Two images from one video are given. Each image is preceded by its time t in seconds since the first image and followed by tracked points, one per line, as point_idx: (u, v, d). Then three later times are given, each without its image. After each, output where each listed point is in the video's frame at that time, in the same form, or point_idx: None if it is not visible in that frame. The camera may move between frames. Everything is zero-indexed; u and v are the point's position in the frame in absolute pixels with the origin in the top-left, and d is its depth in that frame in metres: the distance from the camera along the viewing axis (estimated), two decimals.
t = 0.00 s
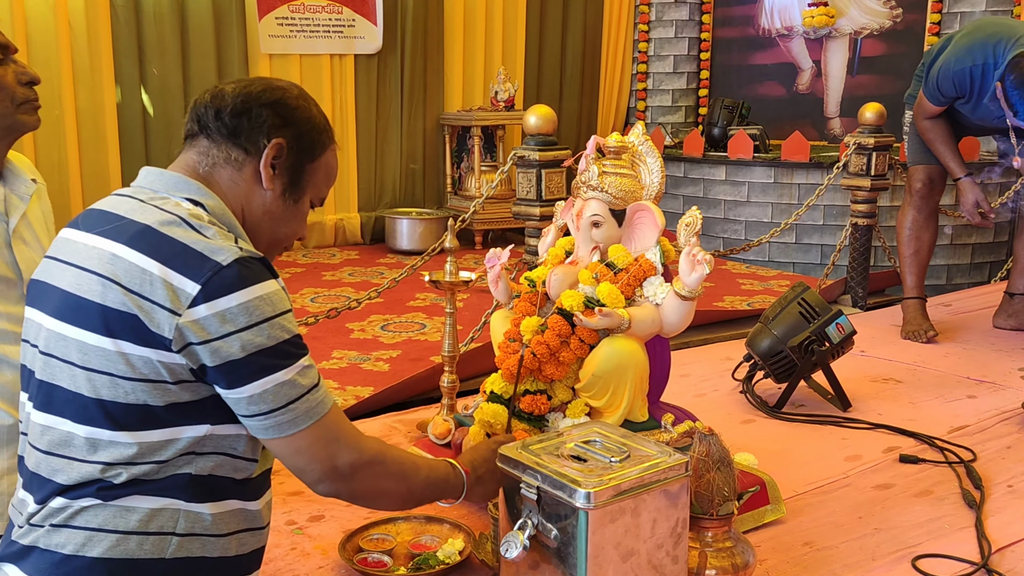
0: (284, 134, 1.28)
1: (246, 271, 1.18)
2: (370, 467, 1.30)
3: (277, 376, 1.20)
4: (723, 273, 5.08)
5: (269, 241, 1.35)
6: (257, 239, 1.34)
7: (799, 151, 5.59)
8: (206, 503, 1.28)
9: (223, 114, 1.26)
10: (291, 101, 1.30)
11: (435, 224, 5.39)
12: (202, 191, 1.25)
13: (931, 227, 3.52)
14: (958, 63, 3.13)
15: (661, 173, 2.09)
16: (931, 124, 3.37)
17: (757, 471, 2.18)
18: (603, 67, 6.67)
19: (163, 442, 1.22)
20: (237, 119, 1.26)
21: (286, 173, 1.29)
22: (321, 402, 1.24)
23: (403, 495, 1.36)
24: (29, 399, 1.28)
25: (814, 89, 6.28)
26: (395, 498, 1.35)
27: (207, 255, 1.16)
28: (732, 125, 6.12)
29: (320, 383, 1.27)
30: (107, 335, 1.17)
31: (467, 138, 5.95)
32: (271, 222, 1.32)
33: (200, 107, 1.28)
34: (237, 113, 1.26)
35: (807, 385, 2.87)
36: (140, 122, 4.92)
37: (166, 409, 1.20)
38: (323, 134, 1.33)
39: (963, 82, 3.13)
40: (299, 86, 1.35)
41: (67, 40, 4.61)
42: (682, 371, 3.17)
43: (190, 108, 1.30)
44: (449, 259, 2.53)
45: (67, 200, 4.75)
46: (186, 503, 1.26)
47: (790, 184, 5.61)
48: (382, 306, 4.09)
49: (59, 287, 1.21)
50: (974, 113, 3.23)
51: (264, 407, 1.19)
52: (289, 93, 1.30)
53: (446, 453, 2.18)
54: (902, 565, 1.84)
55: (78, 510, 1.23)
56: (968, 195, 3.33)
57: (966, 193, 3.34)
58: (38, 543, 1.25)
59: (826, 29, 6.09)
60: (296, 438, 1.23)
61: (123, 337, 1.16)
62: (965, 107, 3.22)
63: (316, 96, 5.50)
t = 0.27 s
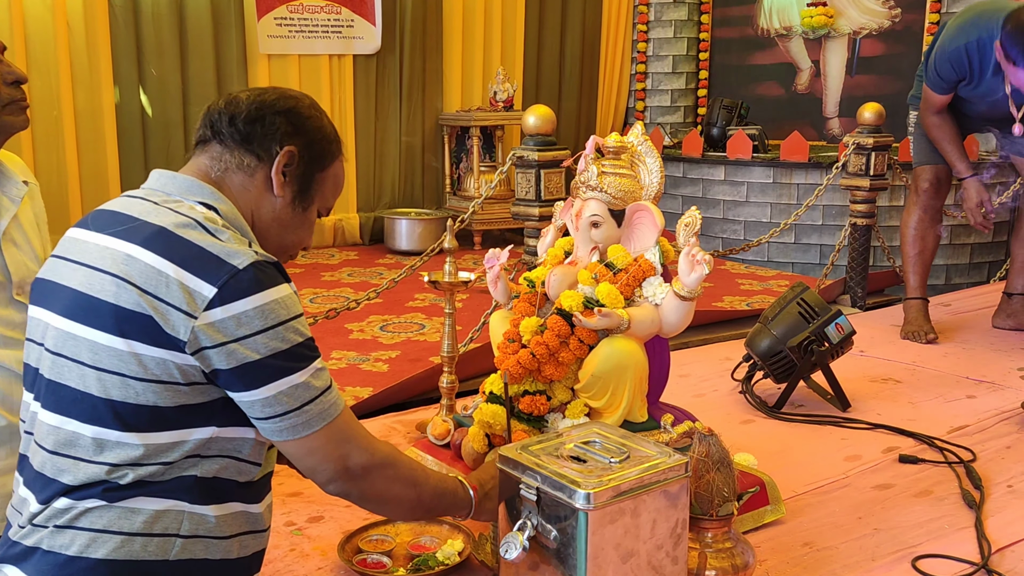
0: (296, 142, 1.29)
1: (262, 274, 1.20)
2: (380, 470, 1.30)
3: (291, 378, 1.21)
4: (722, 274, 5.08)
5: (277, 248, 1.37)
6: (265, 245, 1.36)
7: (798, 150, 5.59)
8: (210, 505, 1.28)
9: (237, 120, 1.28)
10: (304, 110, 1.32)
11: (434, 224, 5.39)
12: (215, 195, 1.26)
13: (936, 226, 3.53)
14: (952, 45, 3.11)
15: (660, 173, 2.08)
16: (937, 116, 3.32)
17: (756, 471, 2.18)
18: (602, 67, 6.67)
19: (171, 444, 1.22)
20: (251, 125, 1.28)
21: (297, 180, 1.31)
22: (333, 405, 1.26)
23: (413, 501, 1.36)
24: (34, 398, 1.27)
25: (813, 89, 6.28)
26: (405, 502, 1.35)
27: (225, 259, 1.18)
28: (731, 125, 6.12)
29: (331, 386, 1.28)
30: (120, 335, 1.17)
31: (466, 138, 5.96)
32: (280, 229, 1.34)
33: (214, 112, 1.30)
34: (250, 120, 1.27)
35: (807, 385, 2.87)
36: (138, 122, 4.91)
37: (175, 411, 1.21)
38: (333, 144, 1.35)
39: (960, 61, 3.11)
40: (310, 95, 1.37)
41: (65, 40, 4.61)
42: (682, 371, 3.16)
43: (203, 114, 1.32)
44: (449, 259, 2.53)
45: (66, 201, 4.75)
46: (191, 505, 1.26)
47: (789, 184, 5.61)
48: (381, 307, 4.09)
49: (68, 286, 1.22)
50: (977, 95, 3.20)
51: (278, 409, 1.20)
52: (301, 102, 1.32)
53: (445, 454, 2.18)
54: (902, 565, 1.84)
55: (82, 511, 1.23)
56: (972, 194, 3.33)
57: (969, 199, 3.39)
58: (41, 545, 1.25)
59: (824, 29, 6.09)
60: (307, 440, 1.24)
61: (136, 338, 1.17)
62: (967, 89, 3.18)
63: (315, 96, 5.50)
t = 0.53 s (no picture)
0: (303, 146, 1.29)
1: (266, 276, 1.19)
2: (380, 474, 1.30)
3: (293, 381, 1.21)
4: (721, 274, 5.08)
5: (281, 252, 1.36)
6: (270, 248, 1.35)
7: (797, 151, 5.58)
8: (212, 507, 1.28)
9: (245, 123, 1.27)
10: (311, 115, 1.32)
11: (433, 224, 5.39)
12: (220, 196, 1.26)
13: (943, 227, 3.53)
14: None
15: (660, 173, 2.08)
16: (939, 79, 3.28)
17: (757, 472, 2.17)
18: (601, 67, 6.66)
19: (175, 445, 1.21)
20: (258, 129, 1.27)
21: (303, 184, 1.31)
22: (335, 408, 1.25)
23: (411, 507, 1.35)
24: (37, 398, 1.27)
25: (813, 90, 6.28)
26: (404, 506, 1.34)
27: (230, 260, 1.17)
28: (731, 126, 6.12)
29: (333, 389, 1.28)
30: (124, 335, 1.16)
31: (465, 139, 5.96)
32: (285, 233, 1.34)
33: (222, 115, 1.30)
34: (258, 123, 1.27)
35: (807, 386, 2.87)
36: (137, 123, 4.90)
37: (179, 412, 1.20)
38: (339, 149, 1.35)
39: (960, 14, 3.14)
40: (317, 101, 1.37)
41: (63, 40, 4.60)
42: (681, 372, 3.16)
43: (211, 117, 1.32)
44: (448, 260, 2.52)
45: (64, 202, 4.74)
46: (193, 506, 1.26)
47: (788, 184, 5.61)
48: (380, 307, 4.08)
49: (73, 286, 1.21)
50: (978, 51, 3.22)
51: (280, 411, 1.20)
52: (309, 106, 1.32)
53: (445, 455, 2.17)
54: (902, 566, 1.83)
55: (84, 512, 1.23)
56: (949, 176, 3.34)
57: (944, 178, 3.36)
58: (43, 546, 1.25)
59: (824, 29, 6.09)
60: (308, 443, 1.23)
61: (140, 338, 1.16)
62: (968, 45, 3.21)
63: (314, 96, 5.49)
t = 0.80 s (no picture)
0: (304, 147, 1.28)
1: (264, 277, 1.18)
2: (378, 479, 1.28)
3: (291, 384, 1.19)
4: (721, 275, 5.06)
5: (280, 254, 1.35)
6: (268, 251, 1.34)
7: (796, 152, 5.56)
8: (210, 511, 1.26)
9: (245, 125, 1.26)
10: (312, 117, 1.30)
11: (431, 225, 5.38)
12: (219, 197, 1.25)
13: (939, 232, 3.46)
14: None
15: (660, 174, 2.07)
16: (920, 34, 3.31)
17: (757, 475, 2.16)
18: (600, 67, 6.65)
19: (172, 449, 1.20)
20: (259, 130, 1.26)
21: (303, 186, 1.29)
22: (332, 412, 1.24)
23: (409, 511, 1.34)
24: (34, 401, 1.25)
25: (812, 90, 6.28)
26: (402, 511, 1.33)
27: (228, 261, 1.16)
28: (730, 126, 6.11)
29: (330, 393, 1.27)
30: (121, 337, 1.15)
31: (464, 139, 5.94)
32: (285, 235, 1.32)
33: (222, 116, 1.28)
34: (259, 124, 1.26)
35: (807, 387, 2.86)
36: (134, 125, 4.89)
37: (176, 415, 1.19)
38: (340, 152, 1.34)
39: None
40: (317, 102, 1.35)
41: (60, 40, 4.58)
42: (681, 374, 3.15)
43: (211, 118, 1.31)
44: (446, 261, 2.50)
45: (60, 203, 4.72)
46: (191, 510, 1.25)
47: (788, 185, 5.60)
48: (378, 309, 4.07)
49: (70, 287, 1.20)
50: None
51: (277, 414, 1.18)
52: (309, 108, 1.30)
53: (443, 458, 2.16)
54: (904, 570, 1.82)
55: (81, 516, 1.21)
56: (894, 133, 3.42)
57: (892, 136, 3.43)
58: (39, 550, 1.23)
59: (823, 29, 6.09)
60: (306, 447, 1.22)
61: (137, 340, 1.15)
62: None
63: (312, 96, 5.48)
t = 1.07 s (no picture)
0: (304, 151, 1.27)
1: (262, 281, 1.17)
2: (374, 484, 1.28)
3: (288, 389, 1.18)
4: (720, 277, 5.06)
5: (278, 258, 1.34)
6: (267, 255, 1.33)
7: (796, 154, 5.56)
8: (208, 516, 1.26)
9: (246, 128, 1.25)
10: (312, 121, 1.30)
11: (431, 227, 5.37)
12: (216, 200, 1.24)
13: (930, 235, 3.46)
14: None
15: (659, 176, 2.07)
16: (897, 17, 3.29)
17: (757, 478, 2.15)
18: (599, 69, 6.65)
19: (170, 453, 1.19)
20: (259, 133, 1.25)
21: (303, 190, 1.29)
22: (329, 417, 1.23)
23: (405, 517, 1.33)
24: (31, 406, 1.24)
25: (811, 92, 6.27)
26: (398, 517, 1.32)
27: (225, 264, 1.15)
28: (729, 128, 6.10)
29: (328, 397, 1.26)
30: (119, 341, 1.14)
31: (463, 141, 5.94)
32: (284, 239, 1.32)
33: (222, 119, 1.27)
34: (259, 128, 1.25)
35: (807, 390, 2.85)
36: (133, 127, 4.88)
37: (174, 420, 1.18)
38: (339, 156, 1.33)
39: None
40: (317, 106, 1.35)
41: (59, 42, 4.58)
42: (680, 377, 3.14)
43: (210, 121, 1.30)
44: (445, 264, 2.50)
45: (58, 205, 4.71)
46: (189, 515, 1.24)
47: (787, 187, 5.60)
48: (377, 311, 4.06)
49: (67, 291, 1.19)
50: None
51: (274, 419, 1.18)
52: (309, 112, 1.30)
53: (442, 462, 2.15)
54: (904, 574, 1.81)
55: (79, 521, 1.20)
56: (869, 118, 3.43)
57: (864, 121, 3.43)
58: (36, 555, 1.22)
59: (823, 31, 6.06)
60: (303, 452, 1.21)
61: (134, 343, 1.14)
62: None
63: (311, 98, 5.48)
